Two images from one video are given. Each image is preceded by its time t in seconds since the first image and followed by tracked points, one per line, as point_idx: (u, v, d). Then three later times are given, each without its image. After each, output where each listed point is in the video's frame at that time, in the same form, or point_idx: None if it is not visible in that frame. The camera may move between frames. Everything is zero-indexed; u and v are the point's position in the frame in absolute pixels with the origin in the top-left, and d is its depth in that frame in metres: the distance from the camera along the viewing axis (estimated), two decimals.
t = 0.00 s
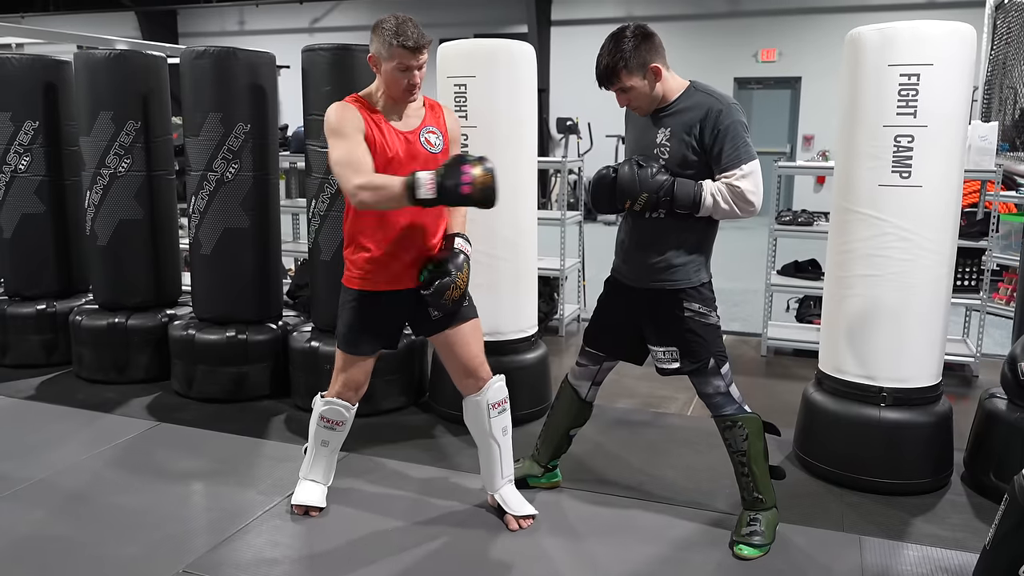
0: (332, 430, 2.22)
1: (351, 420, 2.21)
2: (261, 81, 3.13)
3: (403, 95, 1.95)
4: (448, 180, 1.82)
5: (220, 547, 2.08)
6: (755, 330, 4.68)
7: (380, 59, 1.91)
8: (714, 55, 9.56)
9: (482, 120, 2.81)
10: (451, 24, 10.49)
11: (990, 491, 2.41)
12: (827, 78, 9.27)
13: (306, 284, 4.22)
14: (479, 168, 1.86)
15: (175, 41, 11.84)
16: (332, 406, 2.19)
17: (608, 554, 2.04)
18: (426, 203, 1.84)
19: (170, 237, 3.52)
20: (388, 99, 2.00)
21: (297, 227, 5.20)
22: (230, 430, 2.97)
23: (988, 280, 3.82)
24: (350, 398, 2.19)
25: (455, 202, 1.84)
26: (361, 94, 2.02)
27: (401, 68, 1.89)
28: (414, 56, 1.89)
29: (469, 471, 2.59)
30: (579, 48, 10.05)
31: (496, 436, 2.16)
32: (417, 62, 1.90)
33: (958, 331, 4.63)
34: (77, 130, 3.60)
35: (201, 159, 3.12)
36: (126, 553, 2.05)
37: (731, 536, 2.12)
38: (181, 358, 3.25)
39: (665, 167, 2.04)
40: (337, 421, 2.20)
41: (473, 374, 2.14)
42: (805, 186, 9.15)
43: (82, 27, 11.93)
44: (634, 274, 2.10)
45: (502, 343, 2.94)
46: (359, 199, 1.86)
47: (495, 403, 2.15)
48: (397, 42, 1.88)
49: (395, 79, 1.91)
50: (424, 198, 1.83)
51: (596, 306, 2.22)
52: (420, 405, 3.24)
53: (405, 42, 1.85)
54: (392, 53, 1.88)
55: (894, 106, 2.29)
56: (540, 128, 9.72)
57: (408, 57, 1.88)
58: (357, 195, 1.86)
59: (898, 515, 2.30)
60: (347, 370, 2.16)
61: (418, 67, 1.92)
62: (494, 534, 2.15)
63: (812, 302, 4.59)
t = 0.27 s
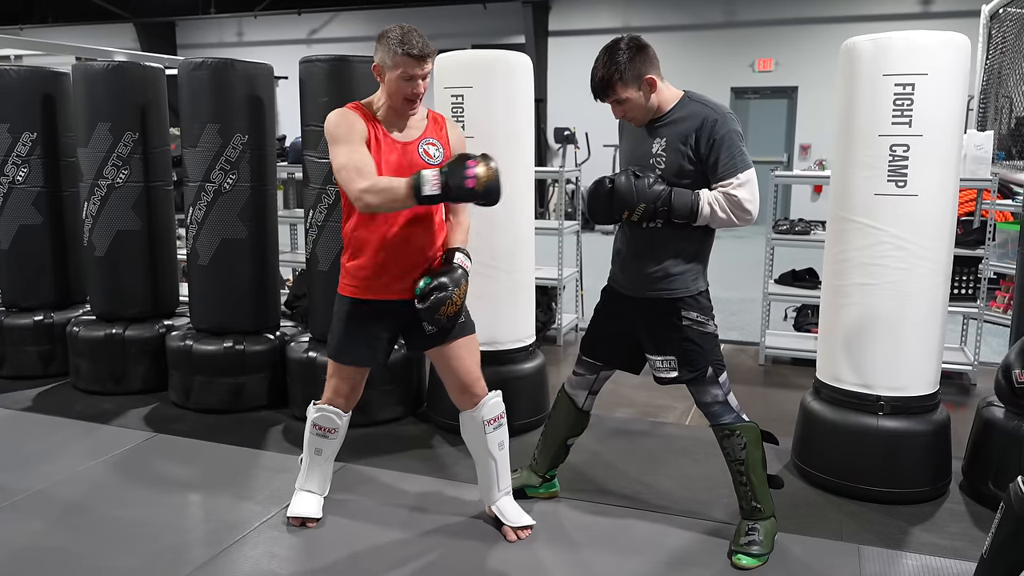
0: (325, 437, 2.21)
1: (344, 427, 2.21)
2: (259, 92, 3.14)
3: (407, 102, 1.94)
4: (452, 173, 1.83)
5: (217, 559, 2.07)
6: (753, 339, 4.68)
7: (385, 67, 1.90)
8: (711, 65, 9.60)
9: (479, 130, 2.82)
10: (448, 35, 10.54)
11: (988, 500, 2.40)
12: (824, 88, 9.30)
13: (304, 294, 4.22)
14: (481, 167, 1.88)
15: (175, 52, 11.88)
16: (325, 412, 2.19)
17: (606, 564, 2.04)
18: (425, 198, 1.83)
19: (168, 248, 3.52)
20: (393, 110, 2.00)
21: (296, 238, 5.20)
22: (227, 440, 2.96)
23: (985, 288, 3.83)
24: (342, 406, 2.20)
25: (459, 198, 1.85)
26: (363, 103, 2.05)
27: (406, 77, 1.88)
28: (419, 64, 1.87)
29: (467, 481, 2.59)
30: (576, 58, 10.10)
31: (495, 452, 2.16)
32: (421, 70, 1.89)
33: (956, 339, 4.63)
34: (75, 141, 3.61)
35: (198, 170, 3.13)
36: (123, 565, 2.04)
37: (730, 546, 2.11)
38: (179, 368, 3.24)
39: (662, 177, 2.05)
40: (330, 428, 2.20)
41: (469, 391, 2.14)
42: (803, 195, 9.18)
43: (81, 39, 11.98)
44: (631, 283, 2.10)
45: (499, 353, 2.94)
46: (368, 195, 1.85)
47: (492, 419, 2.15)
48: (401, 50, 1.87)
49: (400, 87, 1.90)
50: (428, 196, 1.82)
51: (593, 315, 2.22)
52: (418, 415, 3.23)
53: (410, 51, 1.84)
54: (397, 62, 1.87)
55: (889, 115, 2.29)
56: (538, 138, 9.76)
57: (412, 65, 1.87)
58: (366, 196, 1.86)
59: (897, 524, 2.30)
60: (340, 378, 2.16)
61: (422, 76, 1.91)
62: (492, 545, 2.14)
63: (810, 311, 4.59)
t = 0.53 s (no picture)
0: (320, 437, 2.22)
1: (339, 427, 2.22)
2: (257, 97, 3.14)
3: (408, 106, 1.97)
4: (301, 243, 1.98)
5: (215, 564, 2.06)
6: (751, 342, 4.68)
7: (386, 70, 1.93)
8: (709, 69, 9.62)
9: (477, 134, 2.83)
10: (446, 40, 10.55)
11: (987, 502, 2.40)
12: (821, 92, 9.33)
13: (303, 299, 4.21)
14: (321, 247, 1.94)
15: (173, 58, 11.88)
16: (320, 412, 2.20)
17: (605, 568, 2.03)
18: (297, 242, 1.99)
19: (166, 253, 3.52)
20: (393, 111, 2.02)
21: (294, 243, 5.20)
22: (226, 446, 2.96)
23: (983, 291, 3.83)
24: (337, 406, 2.21)
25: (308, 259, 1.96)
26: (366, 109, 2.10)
27: (407, 80, 1.91)
28: (420, 67, 1.91)
29: (466, 485, 2.58)
30: (574, 63, 10.12)
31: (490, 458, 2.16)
32: (424, 73, 1.92)
33: (954, 342, 4.63)
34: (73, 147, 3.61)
35: (197, 175, 3.13)
36: (121, 570, 2.03)
37: (729, 550, 2.10)
38: (177, 374, 3.24)
39: (660, 183, 2.05)
40: (324, 428, 2.21)
41: (462, 398, 2.14)
42: (801, 199, 9.19)
43: (79, 45, 11.99)
44: (630, 287, 2.10)
45: (497, 357, 2.94)
46: (291, 207, 2.09)
47: (485, 426, 2.14)
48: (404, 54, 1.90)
49: (400, 90, 1.93)
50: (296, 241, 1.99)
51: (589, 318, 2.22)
52: (416, 420, 3.23)
53: (412, 54, 1.88)
54: (398, 64, 1.90)
55: (886, 119, 2.30)
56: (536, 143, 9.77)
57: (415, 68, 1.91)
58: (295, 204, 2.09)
59: (896, 527, 2.30)
60: (334, 377, 2.17)
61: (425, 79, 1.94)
62: (491, 549, 2.13)
63: (808, 314, 4.60)
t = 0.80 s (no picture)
0: (316, 438, 2.21)
1: (335, 427, 2.20)
2: (256, 99, 3.14)
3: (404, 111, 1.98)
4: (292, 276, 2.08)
5: (215, 566, 2.06)
6: (751, 344, 4.68)
7: (381, 75, 1.95)
8: (708, 71, 9.64)
9: (476, 136, 2.83)
10: (446, 42, 10.56)
11: (986, 503, 2.40)
12: (820, 94, 9.34)
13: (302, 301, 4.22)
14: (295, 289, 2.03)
15: (172, 60, 11.89)
16: (315, 412, 2.19)
17: (604, 569, 2.03)
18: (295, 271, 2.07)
19: (165, 255, 3.52)
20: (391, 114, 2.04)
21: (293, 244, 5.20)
22: (225, 447, 2.95)
23: (982, 292, 3.83)
24: (333, 407, 2.19)
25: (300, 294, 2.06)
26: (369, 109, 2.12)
27: (401, 85, 1.93)
28: (413, 73, 1.93)
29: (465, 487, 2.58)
30: (573, 65, 10.13)
31: (480, 464, 2.16)
32: (418, 78, 1.93)
33: (954, 343, 4.63)
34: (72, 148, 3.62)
35: (196, 177, 3.13)
36: (121, 572, 2.03)
37: (729, 551, 2.10)
38: (176, 375, 3.24)
39: (660, 183, 2.04)
40: (320, 428, 2.19)
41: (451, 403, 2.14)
42: (800, 200, 9.20)
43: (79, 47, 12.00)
44: (627, 288, 2.10)
45: (497, 358, 2.94)
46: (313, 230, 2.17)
47: (474, 433, 2.14)
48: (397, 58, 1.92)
49: (395, 95, 1.95)
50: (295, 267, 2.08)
51: (584, 317, 2.22)
52: (415, 422, 3.23)
53: (405, 60, 1.90)
54: (392, 70, 1.92)
55: (885, 120, 2.30)
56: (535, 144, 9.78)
57: (408, 73, 1.92)
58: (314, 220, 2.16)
59: (895, 528, 2.30)
60: (329, 378, 2.17)
61: (419, 82, 1.95)
62: (490, 551, 2.13)
63: (807, 316, 4.60)
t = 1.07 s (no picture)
0: (315, 439, 2.20)
1: (334, 429, 2.19)
2: (256, 100, 3.15)
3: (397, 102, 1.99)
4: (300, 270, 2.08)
5: (215, 567, 2.06)
6: (750, 345, 4.68)
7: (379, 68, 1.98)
8: (707, 72, 9.64)
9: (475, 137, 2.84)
10: (445, 43, 10.56)
11: (986, 504, 2.40)
12: (819, 95, 9.35)
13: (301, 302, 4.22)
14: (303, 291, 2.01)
15: (172, 61, 11.89)
16: (314, 415, 2.18)
17: (604, 569, 2.03)
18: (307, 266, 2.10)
19: (165, 256, 3.52)
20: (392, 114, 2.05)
21: (292, 245, 5.20)
22: (224, 448, 2.95)
23: (981, 293, 3.84)
24: (332, 408, 2.19)
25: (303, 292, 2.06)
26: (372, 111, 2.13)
27: (392, 75, 1.95)
28: (404, 62, 1.93)
29: (465, 488, 2.58)
30: (573, 67, 10.14)
31: (484, 464, 2.16)
32: (408, 68, 1.94)
33: (953, 344, 4.64)
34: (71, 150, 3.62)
35: (196, 178, 3.13)
36: (121, 573, 2.03)
37: (728, 551, 2.11)
38: (176, 376, 3.24)
39: (661, 185, 2.05)
40: (319, 430, 2.19)
41: (454, 404, 2.14)
42: (799, 201, 9.21)
43: (78, 48, 12.00)
44: (628, 289, 2.10)
45: (496, 359, 2.95)
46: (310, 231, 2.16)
47: (478, 433, 2.14)
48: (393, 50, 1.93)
49: (386, 85, 1.96)
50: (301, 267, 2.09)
51: (585, 317, 2.22)
52: (415, 422, 3.23)
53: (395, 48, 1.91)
54: (385, 61, 1.94)
55: (884, 121, 2.31)
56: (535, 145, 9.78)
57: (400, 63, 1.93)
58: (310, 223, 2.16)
59: (894, 528, 2.30)
60: (329, 380, 2.17)
61: (410, 75, 1.95)
62: (490, 551, 2.14)
63: (807, 317, 4.60)
